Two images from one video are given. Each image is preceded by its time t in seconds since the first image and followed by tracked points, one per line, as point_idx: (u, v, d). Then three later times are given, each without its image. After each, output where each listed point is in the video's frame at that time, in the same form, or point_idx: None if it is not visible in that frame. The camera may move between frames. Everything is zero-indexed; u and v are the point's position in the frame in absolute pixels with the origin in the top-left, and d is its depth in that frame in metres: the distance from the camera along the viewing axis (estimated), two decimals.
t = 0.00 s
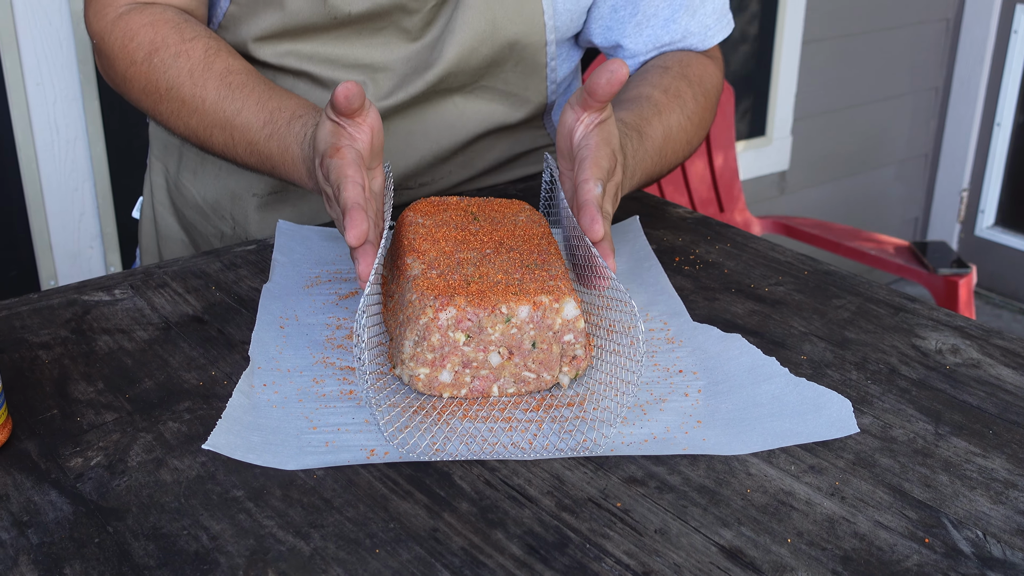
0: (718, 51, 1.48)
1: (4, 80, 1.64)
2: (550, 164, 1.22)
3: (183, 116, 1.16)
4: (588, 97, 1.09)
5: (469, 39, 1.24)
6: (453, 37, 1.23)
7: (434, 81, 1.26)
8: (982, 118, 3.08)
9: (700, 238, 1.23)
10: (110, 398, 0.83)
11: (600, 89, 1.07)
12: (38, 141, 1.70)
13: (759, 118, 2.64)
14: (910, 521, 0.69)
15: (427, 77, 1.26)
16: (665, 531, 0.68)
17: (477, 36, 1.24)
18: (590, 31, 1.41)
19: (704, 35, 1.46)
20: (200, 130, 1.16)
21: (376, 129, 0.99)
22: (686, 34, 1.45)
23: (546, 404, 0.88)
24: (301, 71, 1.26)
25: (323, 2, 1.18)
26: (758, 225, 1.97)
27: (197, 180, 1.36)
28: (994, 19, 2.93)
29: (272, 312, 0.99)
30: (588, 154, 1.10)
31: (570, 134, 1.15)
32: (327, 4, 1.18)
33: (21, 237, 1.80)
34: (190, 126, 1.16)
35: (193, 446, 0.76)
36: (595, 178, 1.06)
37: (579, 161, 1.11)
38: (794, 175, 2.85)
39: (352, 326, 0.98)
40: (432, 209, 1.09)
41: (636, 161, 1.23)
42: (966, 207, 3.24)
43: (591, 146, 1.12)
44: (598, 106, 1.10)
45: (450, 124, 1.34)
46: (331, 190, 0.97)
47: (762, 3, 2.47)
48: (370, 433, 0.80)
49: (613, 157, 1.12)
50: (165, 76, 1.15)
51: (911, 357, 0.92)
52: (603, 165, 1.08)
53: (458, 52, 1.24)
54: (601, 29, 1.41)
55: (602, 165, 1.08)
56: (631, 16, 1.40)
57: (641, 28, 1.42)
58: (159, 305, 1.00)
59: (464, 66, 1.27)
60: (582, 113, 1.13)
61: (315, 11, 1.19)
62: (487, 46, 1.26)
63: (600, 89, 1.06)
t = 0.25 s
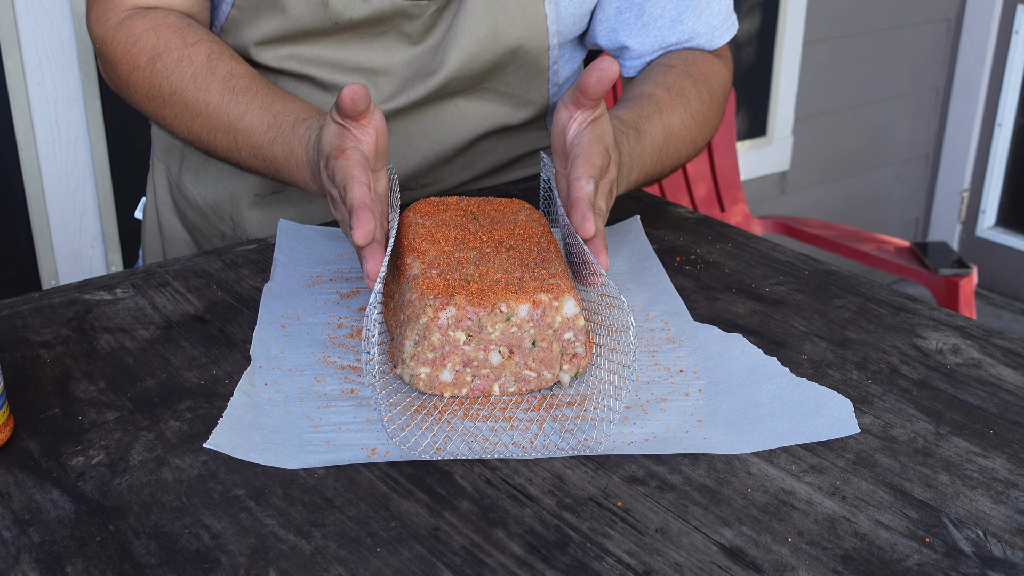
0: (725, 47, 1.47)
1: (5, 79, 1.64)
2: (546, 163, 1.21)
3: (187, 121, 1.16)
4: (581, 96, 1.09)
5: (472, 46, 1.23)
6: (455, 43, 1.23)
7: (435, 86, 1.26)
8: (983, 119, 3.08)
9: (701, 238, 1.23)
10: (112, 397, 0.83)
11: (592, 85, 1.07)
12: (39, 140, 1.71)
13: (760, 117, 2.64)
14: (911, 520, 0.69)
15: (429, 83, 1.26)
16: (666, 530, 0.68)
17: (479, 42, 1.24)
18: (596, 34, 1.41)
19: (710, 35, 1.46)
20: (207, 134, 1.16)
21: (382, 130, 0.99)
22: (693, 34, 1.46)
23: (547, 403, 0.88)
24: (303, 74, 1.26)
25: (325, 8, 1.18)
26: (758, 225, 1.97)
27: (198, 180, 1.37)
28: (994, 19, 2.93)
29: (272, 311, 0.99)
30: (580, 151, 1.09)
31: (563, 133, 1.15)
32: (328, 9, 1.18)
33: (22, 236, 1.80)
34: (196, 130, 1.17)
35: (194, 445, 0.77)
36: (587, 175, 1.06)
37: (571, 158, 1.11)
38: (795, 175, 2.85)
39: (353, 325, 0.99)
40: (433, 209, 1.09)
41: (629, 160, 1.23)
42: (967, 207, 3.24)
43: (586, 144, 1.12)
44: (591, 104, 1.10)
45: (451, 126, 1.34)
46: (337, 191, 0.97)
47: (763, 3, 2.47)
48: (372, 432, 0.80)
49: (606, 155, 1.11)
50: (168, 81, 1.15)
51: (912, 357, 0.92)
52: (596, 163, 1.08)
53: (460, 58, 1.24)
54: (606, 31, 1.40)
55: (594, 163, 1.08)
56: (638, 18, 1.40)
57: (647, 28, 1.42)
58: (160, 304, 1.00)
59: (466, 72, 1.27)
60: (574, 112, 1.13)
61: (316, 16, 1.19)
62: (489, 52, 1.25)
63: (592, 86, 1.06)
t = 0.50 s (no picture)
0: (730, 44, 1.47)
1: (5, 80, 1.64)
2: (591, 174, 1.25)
3: (151, 117, 1.17)
4: (641, 111, 1.10)
5: (470, 46, 1.23)
6: (453, 43, 1.23)
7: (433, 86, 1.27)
8: (983, 118, 3.08)
9: (701, 238, 1.23)
10: (112, 397, 0.83)
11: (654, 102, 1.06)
12: (40, 141, 1.71)
13: (759, 117, 2.64)
14: (910, 519, 0.69)
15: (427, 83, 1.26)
16: (666, 530, 0.68)
17: (477, 43, 1.24)
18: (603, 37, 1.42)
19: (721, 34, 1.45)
20: (170, 130, 1.17)
21: (332, 143, 0.98)
22: (705, 34, 1.44)
23: (547, 403, 0.88)
24: (300, 75, 1.26)
25: (320, 7, 1.18)
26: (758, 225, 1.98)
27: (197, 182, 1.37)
28: (994, 19, 2.93)
29: (272, 312, 0.99)
30: (642, 164, 1.10)
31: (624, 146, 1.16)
32: (324, 8, 1.19)
33: (22, 236, 1.80)
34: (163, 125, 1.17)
35: (194, 444, 0.77)
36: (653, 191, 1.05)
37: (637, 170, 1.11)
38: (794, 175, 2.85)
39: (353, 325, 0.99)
40: (432, 210, 1.09)
41: (683, 164, 1.23)
42: (967, 207, 3.24)
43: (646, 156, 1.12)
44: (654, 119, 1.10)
45: (450, 126, 1.35)
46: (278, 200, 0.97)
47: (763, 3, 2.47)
48: (371, 432, 0.80)
49: (670, 166, 1.11)
50: (136, 76, 1.16)
51: (911, 357, 0.92)
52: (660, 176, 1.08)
53: (457, 59, 1.24)
54: (614, 34, 1.41)
55: (660, 175, 1.08)
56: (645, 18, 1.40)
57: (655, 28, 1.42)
58: (160, 304, 1.00)
59: (464, 71, 1.27)
60: (633, 125, 1.14)
61: (312, 17, 1.20)
62: (487, 52, 1.26)
63: (654, 105, 1.06)
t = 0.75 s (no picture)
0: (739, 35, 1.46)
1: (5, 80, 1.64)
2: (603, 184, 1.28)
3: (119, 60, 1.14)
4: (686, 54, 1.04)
5: (469, 43, 1.24)
6: (452, 39, 1.23)
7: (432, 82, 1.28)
8: (983, 117, 3.09)
9: (701, 237, 1.23)
10: (112, 396, 0.83)
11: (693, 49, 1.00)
12: (39, 141, 1.71)
13: (759, 116, 2.64)
14: (910, 517, 0.69)
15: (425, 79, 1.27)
16: (666, 527, 0.68)
17: (477, 39, 1.25)
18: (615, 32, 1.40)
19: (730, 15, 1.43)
20: (146, 70, 1.12)
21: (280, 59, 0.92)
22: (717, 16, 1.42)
23: (547, 402, 0.88)
24: (299, 72, 1.27)
25: (317, 1, 1.21)
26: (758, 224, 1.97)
27: (197, 183, 1.37)
28: (994, 18, 2.94)
29: (272, 311, 0.99)
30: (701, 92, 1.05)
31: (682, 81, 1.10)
32: (321, 3, 1.21)
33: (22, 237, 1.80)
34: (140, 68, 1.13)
35: (195, 443, 0.77)
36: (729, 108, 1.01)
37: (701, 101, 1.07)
38: (794, 173, 2.85)
39: (353, 325, 0.99)
40: (431, 209, 1.09)
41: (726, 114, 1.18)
42: (967, 206, 3.25)
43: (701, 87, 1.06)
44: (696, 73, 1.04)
45: (449, 124, 1.36)
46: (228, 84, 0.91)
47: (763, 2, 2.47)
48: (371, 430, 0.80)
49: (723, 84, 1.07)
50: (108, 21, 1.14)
51: (911, 355, 0.92)
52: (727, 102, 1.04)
53: (456, 54, 1.24)
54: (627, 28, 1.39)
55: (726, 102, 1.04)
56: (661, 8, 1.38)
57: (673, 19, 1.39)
58: (160, 304, 1.00)
59: (463, 68, 1.28)
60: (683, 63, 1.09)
61: (310, 12, 1.22)
62: (486, 48, 1.26)
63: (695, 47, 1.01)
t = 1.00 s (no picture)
0: (738, 32, 1.46)
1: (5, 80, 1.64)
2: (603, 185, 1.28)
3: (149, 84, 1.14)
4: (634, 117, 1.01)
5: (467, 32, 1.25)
6: (450, 30, 1.24)
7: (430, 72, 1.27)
8: (982, 117, 3.09)
9: (701, 237, 1.23)
10: (113, 396, 0.83)
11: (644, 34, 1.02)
12: (39, 141, 1.71)
13: (759, 116, 2.64)
14: (910, 517, 0.69)
15: (423, 70, 1.26)
16: (666, 527, 0.68)
17: (474, 29, 1.25)
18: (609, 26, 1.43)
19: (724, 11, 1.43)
20: (183, 92, 1.12)
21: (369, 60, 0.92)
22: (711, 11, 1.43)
23: (548, 402, 0.88)
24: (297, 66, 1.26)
25: None
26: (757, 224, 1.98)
27: (195, 180, 1.37)
28: (994, 17, 2.94)
29: (272, 312, 0.99)
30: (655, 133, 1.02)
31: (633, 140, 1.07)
32: None
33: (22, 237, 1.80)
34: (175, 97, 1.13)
35: (195, 443, 0.77)
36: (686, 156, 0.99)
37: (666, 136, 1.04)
38: (794, 173, 2.85)
39: (353, 325, 0.99)
40: (431, 210, 1.09)
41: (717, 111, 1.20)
42: (967, 205, 3.25)
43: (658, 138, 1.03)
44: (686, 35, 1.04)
45: (448, 120, 1.35)
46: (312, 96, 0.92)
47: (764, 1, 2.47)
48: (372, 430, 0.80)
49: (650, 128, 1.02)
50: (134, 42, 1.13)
51: (911, 355, 0.92)
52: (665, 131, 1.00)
53: (454, 43, 1.25)
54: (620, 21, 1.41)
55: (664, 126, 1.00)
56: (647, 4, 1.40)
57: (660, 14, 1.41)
58: (160, 304, 1.00)
59: (461, 60, 1.28)
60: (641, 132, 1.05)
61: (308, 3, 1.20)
62: (483, 37, 1.27)
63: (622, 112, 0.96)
